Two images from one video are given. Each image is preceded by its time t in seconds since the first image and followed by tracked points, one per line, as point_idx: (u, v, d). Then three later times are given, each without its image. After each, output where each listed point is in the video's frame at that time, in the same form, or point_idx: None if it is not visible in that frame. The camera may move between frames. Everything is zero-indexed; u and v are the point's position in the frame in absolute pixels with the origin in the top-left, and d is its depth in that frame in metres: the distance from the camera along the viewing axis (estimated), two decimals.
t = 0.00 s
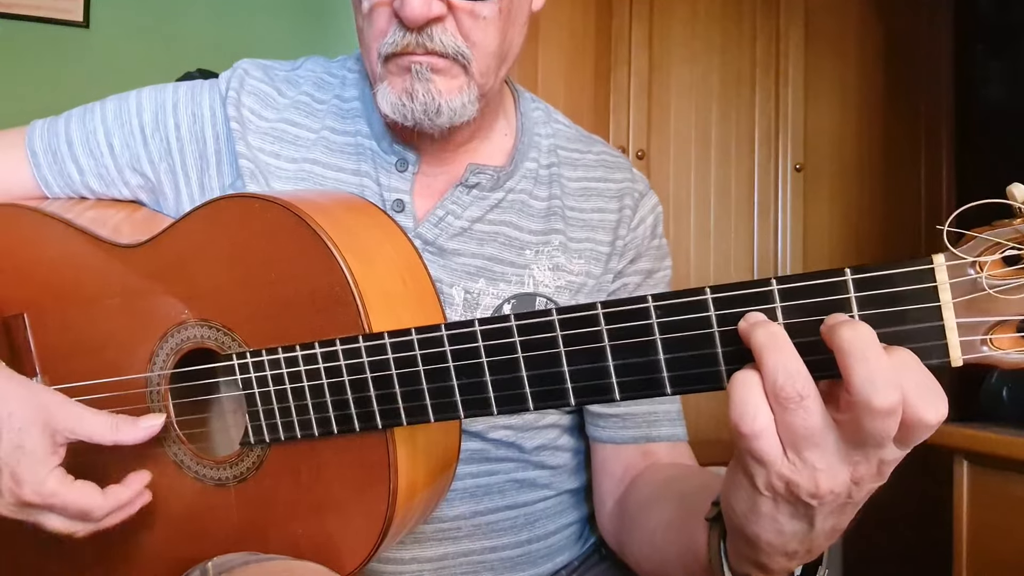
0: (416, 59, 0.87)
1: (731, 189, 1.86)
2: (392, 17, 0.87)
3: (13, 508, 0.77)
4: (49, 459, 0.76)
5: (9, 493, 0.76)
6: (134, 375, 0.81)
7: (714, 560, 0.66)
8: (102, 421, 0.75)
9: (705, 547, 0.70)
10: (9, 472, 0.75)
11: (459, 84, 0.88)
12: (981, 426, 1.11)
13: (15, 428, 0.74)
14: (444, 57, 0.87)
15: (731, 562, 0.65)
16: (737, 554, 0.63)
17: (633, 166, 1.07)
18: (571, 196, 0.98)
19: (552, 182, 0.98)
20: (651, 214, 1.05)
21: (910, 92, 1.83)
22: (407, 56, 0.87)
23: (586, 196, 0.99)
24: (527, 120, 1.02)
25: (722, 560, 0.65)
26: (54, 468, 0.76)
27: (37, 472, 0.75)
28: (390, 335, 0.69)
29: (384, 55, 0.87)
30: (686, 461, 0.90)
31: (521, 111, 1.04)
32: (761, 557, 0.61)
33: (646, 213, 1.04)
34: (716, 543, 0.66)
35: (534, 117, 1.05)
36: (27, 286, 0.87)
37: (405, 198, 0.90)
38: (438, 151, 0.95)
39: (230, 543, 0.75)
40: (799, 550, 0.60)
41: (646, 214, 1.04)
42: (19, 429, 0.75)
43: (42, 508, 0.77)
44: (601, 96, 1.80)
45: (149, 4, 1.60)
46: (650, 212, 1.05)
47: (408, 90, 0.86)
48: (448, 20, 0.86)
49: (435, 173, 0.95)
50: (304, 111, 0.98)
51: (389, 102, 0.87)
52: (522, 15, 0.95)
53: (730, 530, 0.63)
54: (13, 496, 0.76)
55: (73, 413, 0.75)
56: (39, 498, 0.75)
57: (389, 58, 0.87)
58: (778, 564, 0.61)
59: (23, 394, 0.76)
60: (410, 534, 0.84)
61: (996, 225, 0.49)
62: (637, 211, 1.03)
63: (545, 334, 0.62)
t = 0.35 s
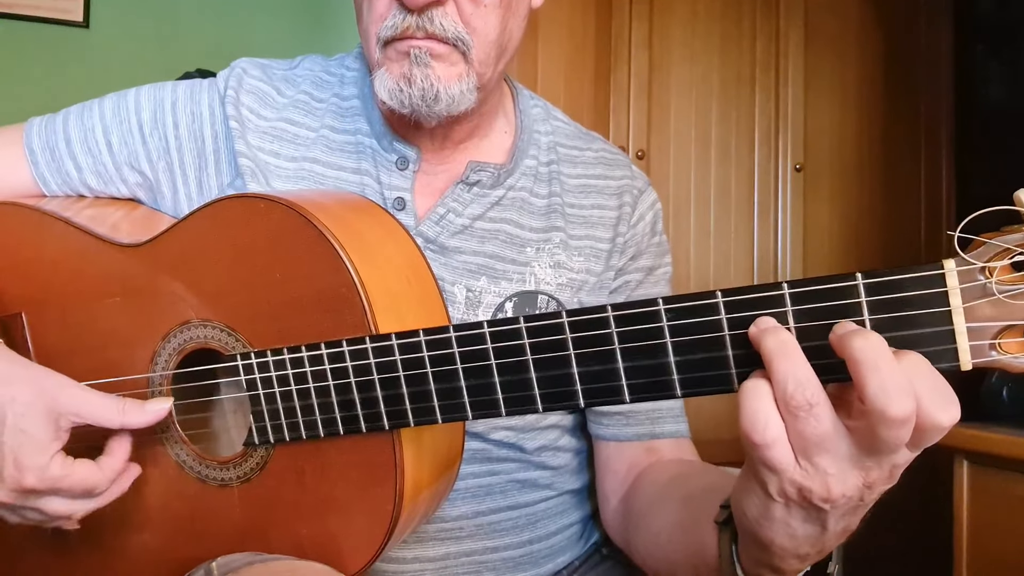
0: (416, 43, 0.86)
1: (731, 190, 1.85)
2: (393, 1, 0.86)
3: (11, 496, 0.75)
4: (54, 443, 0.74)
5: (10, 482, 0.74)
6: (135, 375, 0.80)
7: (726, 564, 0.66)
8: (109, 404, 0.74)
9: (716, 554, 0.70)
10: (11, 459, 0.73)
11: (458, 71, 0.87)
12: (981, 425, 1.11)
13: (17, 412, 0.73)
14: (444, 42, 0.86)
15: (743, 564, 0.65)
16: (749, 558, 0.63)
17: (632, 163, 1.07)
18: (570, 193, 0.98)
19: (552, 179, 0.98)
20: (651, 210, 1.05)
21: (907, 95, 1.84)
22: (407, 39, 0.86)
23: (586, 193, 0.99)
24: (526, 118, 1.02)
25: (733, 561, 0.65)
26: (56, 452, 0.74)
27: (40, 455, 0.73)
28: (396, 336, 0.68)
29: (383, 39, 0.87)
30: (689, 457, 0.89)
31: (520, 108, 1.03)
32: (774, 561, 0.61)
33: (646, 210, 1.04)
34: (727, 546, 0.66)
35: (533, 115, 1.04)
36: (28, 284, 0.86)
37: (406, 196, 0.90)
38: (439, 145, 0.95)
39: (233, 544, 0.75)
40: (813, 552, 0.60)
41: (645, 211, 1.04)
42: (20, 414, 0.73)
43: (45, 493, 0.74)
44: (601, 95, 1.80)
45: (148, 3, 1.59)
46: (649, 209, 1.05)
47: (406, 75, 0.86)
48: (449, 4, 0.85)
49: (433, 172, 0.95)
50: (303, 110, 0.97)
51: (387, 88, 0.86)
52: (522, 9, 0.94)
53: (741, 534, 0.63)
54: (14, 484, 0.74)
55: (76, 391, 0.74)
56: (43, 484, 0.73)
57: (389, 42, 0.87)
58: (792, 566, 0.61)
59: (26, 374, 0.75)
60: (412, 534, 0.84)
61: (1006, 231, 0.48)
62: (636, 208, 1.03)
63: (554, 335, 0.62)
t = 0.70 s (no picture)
0: (415, 42, 0.86)
1: (731, 190, 1.85)
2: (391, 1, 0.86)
3: (17, 489, 0.74)
4: (59, 437, 0.74)
5: (16, 475, 0.73)
6: (135, 374, 0.81)
7: (729, 561, 0.65)
8: (109, 415, 0.74)
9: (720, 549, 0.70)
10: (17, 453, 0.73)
11: (456, 70, 0.87)
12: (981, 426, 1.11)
13: (23, 407, 0.73)
14: (442, 41, 0.86)
15: (748, 561, 0.65)
16: (753, 555, 0.63)
17: (628, 159, 1.07)
18: (568, 189, 0.98)
19: (549, 176, 0.98)
20: (648, 206, 1.05)
21: (909, 89, 1.86)
22: (406, 38, 0.86)
23: (584, 189, 0.99)
24: (523, 115, 1.02)
25: (736, 559, 0.65)
26: (62, 445, 0.73)
27: (47, 449, 0.73)
28: (397, 336, 0.68)
29: (382, 38, 0.87)
30: (690, 448, 0.89)
31: (518, 105, 1.03)
32: (779, 559, 0.61)
33: (643, 205, 1.04)
34: (731, 544, 0.65)
35: (530, 113, 1.04)
36: (28, 283, 0.86)
37: (406, 194, 0.90)
38: (436, 142, 0.95)
39: (233, 544, 0.75)
40: (816, 549, 0.60)
41: (643, 207, 1.04)
42: (27, 409, 0.73)
43: (52, 486, 0.74)
44: (601, 95, 1.80)
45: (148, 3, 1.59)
46: (647, 205, 1.05)
47: (405, 74, 0.86)
48: (447, 3, 0.86)
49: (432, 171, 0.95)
50: (303, 110, 0.97)
51: (386, 87, 0.86)
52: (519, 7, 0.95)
53: (745, 533, 0.63)
54: (21, 478, 0.73)
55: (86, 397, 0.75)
56: (50, 476, 0.73)
57: (387, 41, 0.87)
58: (795, 563, 0.61)
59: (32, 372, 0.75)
60: (412, 533, 0.84)
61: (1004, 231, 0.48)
62: (634, 204, 1.03)
63: (554, 335, 0.62)
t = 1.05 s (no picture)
0: (413, 48, 0.86)
1: (731, 191, 1.86)
2: (390, 6, 0.86)
3: (10, 484, 0.75)
4: (55, 438, 0.74)
5: (11, 469, 0.74)
6: (138, 374, 0.81)
7: (724, 561, 0.65)
8: (113, 406, 0.73)
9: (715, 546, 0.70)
10: (14, 448, 0.73)
11: (455, 75, 0.87)
12: (982, 426, 1.11)
13: (26, 402, 0.73)
14: (440, 47, 0.86)
15: (741, 561, 0.65)
16: (748, 555, 0.63)
17: (630, 161, 1.07)
18: (571, 191, 0.98)
19: (553, 177, 0.98)
20: (650, 207, 1.05)
21: (909, 89, 1.87)
22: (404, 44, 0.86)
23: (586, 190, 0.99)
24: (526, 117, 1.02)
25: (730, 558, 0.65)
26: (59, 448, 0.74)
27: (44, 451, 0.73)
28: (401, 337, 0.69)
29: (381, 43, 0.87)
30: (687, 448, 0.89)
31: (520, 107, 1.03)
32: (773, 559, 0.61)
33: (645, 207, 1.04)
34: (726, 543, 0.65)
35: (533, 114, 1.05)
36: (30, 282, 0.86)
37: (411, 194, 0.90)
38: (440, 144, 0.95)
39: (235, 544, 0.75)
40: (809, 550, 0.60)
41: (644, 208, 1.04)
42: (30, 404, 0.73)
43: (42, 486, 0.74)
44: (601, 96, 1.80)
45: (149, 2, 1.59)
46: (648, 206, 1.05)
47: (404, 80, 0.86)
48: (445, 9, 0.86)
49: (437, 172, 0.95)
50: (307, 110, 0.97)
51: (385, 91, 0.86)
52: (518, 10, 0.94)
53: (739, 533, 0.63)
54: (15, 473, 0.74)
55: (86, 392, 0.74)
56: (40, 478, 0.73)
57: (386, 47, 0.87)
58: (789, 564, 0.61)
59: (36, 365, 0.75)
60: (413, 533, 0.84)
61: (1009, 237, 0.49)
62: (635, 206, 1.03)
63: (559, 337, 0.62)
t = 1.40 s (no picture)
0: (417, 50, 0.86)
1: (731, 191, 1.86)
2: (393, 8, 0.86)
3: (13, 506, 0.76)
4: (48, 455, 0.74)
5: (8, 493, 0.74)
6: (136, 374, 0.81)
7: (716, 561, 0.65)
8: (102, 415, 0.73)
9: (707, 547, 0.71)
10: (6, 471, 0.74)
11: (458, 78, 0.87)
12: (982, 426, 1.11)
13: (11, 427, 0.73)
14: (444, 49, 0.86)
15: (733, 561, 0.65)
16: (739, 555, 0.63)
17: (632, 164, 1.07)
18: (573, 194, 0.98)
19: (555, 180, 0.98)
20: (652, 211, 1.05)
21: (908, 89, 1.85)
22: (408, 47, 0.86)
23: (588, 194, 0.99)
24: (529, 120, 1.02)
25: (723, 559, 0.65)
26: (52, 462, 0.74)
27: (36, 467, 0.73)
28: (398, 336, 0.68)
29: (384, 46, 0.87)
30: (683, 454, 0.90)
31: (522, 110, 1.03)
32: (763, 559, 0.61)
33: (646, 210, 1.04)
34: (717, 544, 0.65)
35: (535, 117, 1.04)
36: (29, 283, 0.86)
37: (411, 197, 0.90)
38: (442, 148, 0.95)
39: (234, 544, 0.75)
40: (801, 551, 0.60)
41: (646, 212, 1.04)
42: (15, 428, 0.73)
43: (43, 502, 0.75)
44: (601, 96, 1.80)
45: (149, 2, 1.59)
46: (650, 210, 1.05)
47: (406, 83, 0.86)
48: (449, 12, 0.86)
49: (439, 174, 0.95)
50: (308, 111, 0.97)
51: (387, 94, 0.86)
52: (523, 13, 0.94)
53: (732, 533, 0.63)
54: (12, 495, 0.74)
55: (72, 406, 0.74)
56: (40, 495, 0.74)
57: (390, 49, 0.87)
58: (779, 565, 0.61)
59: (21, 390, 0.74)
60: (412, 534, 0.84)
61: (1007, 233, 0.48)
62: (637, 209, 1.03)
63: (554, 336, 0.62)
